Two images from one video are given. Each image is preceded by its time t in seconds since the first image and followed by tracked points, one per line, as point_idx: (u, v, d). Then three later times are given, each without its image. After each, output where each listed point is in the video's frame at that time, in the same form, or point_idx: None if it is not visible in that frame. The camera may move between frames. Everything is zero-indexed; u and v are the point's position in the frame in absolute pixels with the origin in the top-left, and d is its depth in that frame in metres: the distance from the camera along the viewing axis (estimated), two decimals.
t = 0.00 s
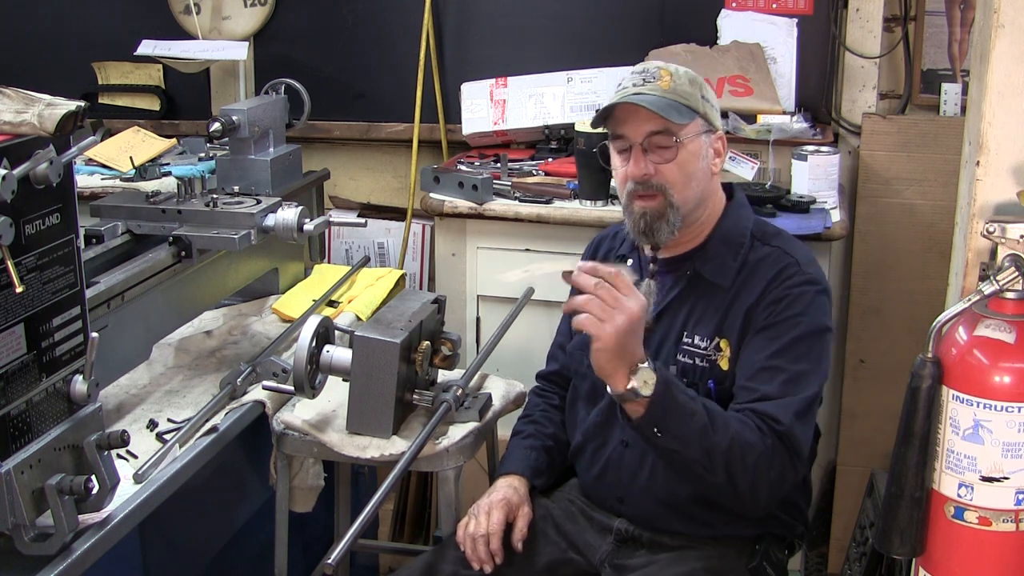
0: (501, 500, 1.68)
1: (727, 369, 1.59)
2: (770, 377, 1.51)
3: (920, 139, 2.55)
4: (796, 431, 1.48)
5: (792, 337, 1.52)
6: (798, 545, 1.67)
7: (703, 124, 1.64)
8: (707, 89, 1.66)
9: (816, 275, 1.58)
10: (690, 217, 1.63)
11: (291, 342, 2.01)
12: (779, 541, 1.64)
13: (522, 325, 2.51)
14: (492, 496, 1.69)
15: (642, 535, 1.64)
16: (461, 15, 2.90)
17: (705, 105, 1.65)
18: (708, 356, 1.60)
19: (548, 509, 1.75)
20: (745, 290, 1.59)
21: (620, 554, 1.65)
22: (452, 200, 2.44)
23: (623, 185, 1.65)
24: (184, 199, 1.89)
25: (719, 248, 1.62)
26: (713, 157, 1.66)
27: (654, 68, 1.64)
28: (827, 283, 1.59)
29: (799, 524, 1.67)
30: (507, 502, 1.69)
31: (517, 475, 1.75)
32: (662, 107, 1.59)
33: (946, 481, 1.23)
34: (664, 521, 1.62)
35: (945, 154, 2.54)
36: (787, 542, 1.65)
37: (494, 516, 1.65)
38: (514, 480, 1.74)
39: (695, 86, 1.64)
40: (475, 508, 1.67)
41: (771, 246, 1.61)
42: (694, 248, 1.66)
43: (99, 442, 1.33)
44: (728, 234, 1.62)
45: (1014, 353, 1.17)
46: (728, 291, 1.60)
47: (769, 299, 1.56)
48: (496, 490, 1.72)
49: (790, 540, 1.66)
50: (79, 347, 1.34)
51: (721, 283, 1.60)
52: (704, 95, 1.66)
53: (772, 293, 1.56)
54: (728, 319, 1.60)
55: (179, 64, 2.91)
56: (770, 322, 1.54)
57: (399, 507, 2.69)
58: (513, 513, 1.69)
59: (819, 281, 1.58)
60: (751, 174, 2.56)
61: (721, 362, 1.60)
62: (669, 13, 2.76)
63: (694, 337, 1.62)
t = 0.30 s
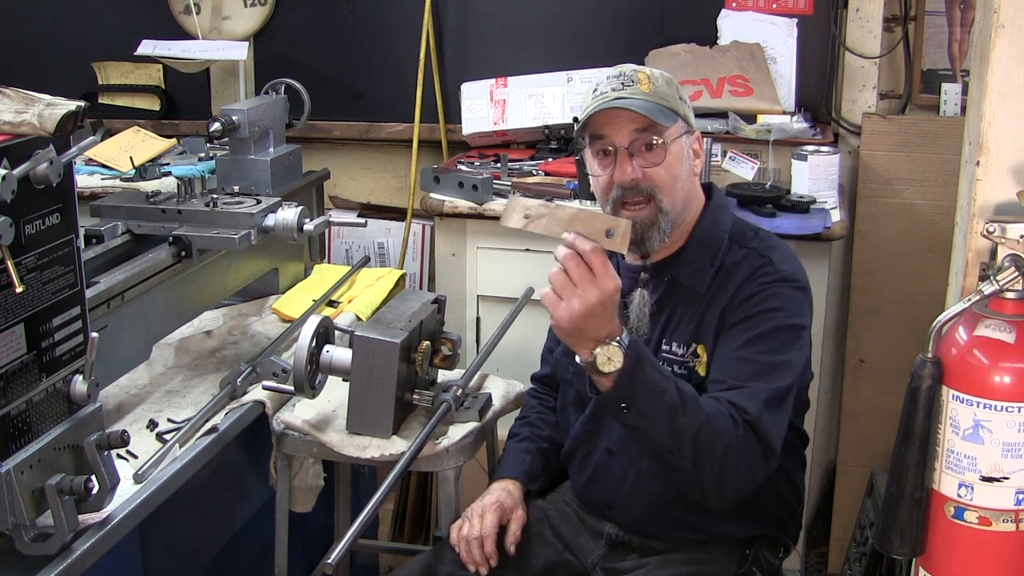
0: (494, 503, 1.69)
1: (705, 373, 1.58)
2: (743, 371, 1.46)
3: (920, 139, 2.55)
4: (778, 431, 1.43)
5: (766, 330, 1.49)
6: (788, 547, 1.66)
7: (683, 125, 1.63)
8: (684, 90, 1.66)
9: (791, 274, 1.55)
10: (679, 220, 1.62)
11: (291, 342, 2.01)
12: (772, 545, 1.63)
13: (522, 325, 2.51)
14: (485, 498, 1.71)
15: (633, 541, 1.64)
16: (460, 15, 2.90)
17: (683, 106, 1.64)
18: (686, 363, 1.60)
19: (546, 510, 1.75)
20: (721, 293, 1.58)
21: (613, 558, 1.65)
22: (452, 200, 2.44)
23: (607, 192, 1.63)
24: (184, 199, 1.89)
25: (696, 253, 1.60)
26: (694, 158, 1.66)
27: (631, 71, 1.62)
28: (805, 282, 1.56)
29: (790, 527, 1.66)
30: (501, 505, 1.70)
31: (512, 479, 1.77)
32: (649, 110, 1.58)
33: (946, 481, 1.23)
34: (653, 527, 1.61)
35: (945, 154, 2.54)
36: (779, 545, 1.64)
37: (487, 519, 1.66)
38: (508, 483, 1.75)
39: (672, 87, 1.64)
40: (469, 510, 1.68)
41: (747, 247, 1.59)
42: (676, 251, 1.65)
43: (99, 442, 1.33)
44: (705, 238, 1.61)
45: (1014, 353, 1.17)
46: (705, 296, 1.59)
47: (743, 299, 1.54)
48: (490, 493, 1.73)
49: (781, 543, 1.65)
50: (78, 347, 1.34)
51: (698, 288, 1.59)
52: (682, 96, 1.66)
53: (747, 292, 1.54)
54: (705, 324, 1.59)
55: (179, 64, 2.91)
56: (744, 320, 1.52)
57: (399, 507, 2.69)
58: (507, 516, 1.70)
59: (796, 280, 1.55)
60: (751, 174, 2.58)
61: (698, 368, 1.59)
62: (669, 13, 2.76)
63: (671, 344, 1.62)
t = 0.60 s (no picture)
0: (493, 500, 1.70)
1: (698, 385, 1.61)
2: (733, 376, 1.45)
3: (920, 139, 2.55)
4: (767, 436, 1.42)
5: (761, 339, 1.48)
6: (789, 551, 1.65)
7: (683, 133, 1.61)
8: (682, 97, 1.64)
9: (788, 284, 1.55)
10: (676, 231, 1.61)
11: (291, 342, 2.01)
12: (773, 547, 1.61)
13: (522, 325, 2.51)
14: (484, 496, 1.71)
15: (631, 543, 1.64)
16: (460, 15, 2.90)
17: (684, 114, 1.62)
18: (681, 375, 1.62)
19: (545, 510, 1.75)
20: (717, 305, 1.58)
21: (611, 556, 1.65)
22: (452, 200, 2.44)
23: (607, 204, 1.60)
24: (184, 199, 1.89)
25: (695, 264, 1.60)
26: (693, 166, 1.64)
27: (632, 79, 1.59)
28: (802, 291, 1.55)
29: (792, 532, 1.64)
30: (500, 502, 1.70)
31: (510, 476, 1.77)
32: (651, 121, 1.55)
33: (946, 481, 1.23)
34: (650, 531, 1.61)
35: (945, 154, 2.54)
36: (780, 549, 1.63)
37: (486, 517, 1.66)
38: (506, 481, 1.76)
39: (673, 95, 1.61)
40: (468, 508, 1.68)
41: (745, 260, 1.59)
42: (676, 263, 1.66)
43: (99, 442, 1.33)
44: (703, 249, 1.61)
45: (1014, 353, 1.17)
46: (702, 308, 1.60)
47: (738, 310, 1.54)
48: (489, 490, 1.73)
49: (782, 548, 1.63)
50: (78, 347, 1.34)
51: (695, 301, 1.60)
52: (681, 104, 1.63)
53: (742, 304, 1.54)
54: (700, 337, 1.60)
55: (179, 64, 2.90)
56: (739, 330, 1.52)
57: (399, 507, 2.69)
58: (507, 513, 1.70)
59: (791, 290, 1.54)
60: (751, 174, 2.59)
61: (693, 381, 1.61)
62: (669, 13, 2.76)
63: (667, 356, 1.64)
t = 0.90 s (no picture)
0: (502, 498, 1.69)
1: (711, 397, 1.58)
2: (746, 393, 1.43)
3: (920, 139, 2.55)
4: (770, 453, 1.40)
5: (780, 356, 1.46)
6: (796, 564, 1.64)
7: (705, 142, 1.54)
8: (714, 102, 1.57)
9: (812, 303, 1.50)
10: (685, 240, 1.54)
11: (291, 342, 2.01)
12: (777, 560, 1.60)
13: (522, 326, 2.51)
14: (494, 494, 1.70)
15: (639, 542, 1.64)
16: (460, 15, 2.90)
17: (709, 123, 1.55)
18: (698, 386, 1.59)
19: (549, 509, 1.75)
20: (738, 317, 1.54)
21: (621, 555, 1.65)
22: (452, 200, 2.44)
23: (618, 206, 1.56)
24: (184, 199, 1.89)
25: (719, 274, 1.57)
26: (715, 177, 1.57)
27: (655, 83, 1.55)
28: (827, 312, 1.51)
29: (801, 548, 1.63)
30: (509, 498, 1.70)
31: (517, 472, 1.76)
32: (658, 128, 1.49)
33: (946, 481, 1.23)
34: (655, 532, 1.61)
35: (945, 154, 2.54)
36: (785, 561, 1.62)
37: (496, 516, 1.66)
38: (515, 477, 1.75)
39: (698, 102, 1.54)
40: (477, 508, 1.68)
41: (770, 275, 1.55)
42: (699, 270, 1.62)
43: (99, 442, 1.33)
44: (730, 261, 1.57)
45: (1014, 353, 1.17)
46: (722, 319, 1.56)
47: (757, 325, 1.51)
48: (497, 488, 1.72)
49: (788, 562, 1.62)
50: (79, 347, 1.34)
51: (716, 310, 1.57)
52: (709, 112, 1.56)
53: (761, 319, 1.51)
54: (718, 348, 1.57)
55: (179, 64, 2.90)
56: (759, 347, 1.48)
57: (398, 506, 2.69)
58: (518, 508, 1.70)
59: (814, 310, 1.50)
60: (751, 174, 2.59)
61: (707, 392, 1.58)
62: (669, 13, 2.76)
63: (684, 365, 1.61)
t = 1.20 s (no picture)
0: (510, 494, 1.71)
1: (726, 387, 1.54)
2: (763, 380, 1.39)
3: (920, 139, 2.55)
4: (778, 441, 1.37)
5: (794, 348, 1.43)
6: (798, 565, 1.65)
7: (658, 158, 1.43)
8: (684, 116, 1.42)
9: (833, 301, 1.48)
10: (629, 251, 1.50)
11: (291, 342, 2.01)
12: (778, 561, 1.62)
13: (522, 326, 2.51)
14: (503, 489, 1.72)
15: (640, 537, 1.63)
16: (460, 15, 2.89)
17: (666, 138, 1.42)
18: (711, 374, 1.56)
19: (550, 509, 1.75)
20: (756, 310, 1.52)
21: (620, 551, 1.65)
22: (452, 200, 2.44)
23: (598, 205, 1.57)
24: (184, 199, 1.89)
25: (739, 267, 1.55)
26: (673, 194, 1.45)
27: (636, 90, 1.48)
28: (846, 312, 1.48)
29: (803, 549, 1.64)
30: (518, 492, 1.72)
31: (525, 467, 1.78)
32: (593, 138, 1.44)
33: (946, 481, 1.23)
34: (658, 525, 1.60)
35: (945, 154, 2.54)
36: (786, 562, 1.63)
37: (504, 512, 1.68)
38: (523, 471, 1.77)
39: (662, 115, 1.42)
40: (486, 505, 1.70)
41: (793, 271, 1.52)
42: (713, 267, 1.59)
43: (99, 442, 1.33)
44: (752, 256, 1.54)
45: (1014, 353, 1.17)
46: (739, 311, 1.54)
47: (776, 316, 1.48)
48: (504, 484, 1.74)
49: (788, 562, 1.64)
50: (78, 347, 1.34)
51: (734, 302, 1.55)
52: (674, 125, 1.42)
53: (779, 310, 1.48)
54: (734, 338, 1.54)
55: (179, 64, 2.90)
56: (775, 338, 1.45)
57: (398, 506, 2.69)
58: (526, 503, 1.72)
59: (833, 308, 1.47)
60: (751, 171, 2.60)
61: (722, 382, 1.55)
62: (668, 13, 2.76)
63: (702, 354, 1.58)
